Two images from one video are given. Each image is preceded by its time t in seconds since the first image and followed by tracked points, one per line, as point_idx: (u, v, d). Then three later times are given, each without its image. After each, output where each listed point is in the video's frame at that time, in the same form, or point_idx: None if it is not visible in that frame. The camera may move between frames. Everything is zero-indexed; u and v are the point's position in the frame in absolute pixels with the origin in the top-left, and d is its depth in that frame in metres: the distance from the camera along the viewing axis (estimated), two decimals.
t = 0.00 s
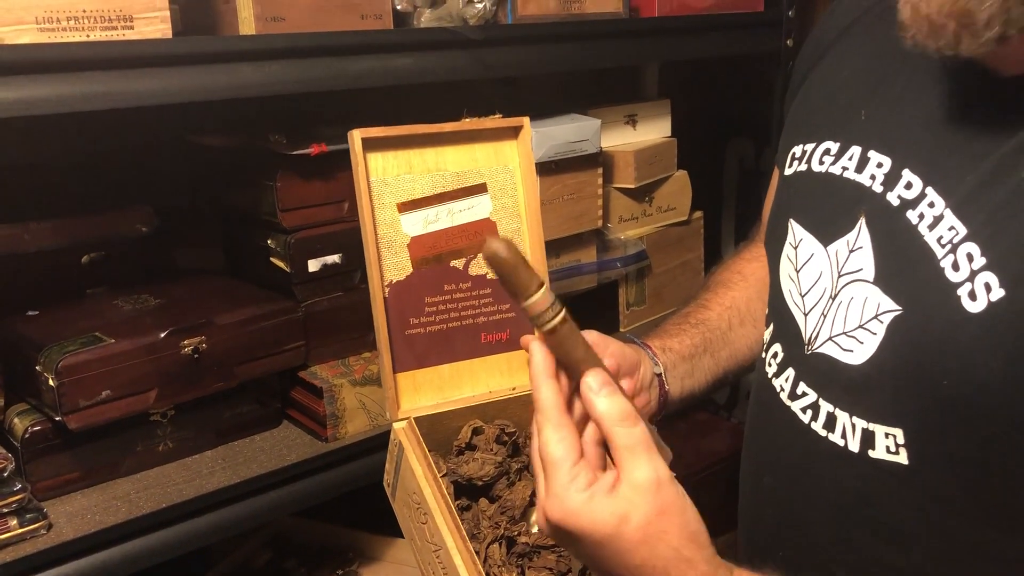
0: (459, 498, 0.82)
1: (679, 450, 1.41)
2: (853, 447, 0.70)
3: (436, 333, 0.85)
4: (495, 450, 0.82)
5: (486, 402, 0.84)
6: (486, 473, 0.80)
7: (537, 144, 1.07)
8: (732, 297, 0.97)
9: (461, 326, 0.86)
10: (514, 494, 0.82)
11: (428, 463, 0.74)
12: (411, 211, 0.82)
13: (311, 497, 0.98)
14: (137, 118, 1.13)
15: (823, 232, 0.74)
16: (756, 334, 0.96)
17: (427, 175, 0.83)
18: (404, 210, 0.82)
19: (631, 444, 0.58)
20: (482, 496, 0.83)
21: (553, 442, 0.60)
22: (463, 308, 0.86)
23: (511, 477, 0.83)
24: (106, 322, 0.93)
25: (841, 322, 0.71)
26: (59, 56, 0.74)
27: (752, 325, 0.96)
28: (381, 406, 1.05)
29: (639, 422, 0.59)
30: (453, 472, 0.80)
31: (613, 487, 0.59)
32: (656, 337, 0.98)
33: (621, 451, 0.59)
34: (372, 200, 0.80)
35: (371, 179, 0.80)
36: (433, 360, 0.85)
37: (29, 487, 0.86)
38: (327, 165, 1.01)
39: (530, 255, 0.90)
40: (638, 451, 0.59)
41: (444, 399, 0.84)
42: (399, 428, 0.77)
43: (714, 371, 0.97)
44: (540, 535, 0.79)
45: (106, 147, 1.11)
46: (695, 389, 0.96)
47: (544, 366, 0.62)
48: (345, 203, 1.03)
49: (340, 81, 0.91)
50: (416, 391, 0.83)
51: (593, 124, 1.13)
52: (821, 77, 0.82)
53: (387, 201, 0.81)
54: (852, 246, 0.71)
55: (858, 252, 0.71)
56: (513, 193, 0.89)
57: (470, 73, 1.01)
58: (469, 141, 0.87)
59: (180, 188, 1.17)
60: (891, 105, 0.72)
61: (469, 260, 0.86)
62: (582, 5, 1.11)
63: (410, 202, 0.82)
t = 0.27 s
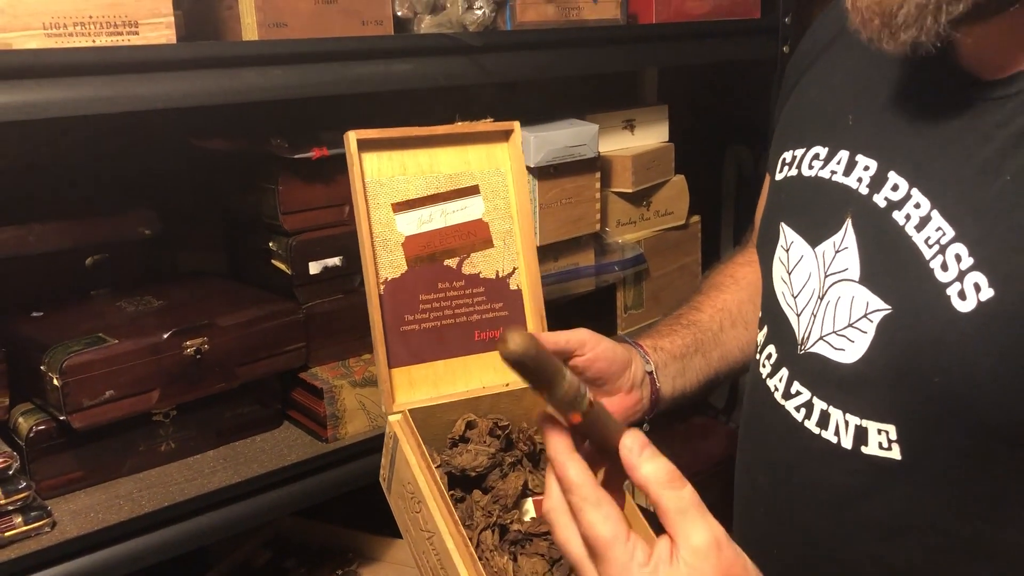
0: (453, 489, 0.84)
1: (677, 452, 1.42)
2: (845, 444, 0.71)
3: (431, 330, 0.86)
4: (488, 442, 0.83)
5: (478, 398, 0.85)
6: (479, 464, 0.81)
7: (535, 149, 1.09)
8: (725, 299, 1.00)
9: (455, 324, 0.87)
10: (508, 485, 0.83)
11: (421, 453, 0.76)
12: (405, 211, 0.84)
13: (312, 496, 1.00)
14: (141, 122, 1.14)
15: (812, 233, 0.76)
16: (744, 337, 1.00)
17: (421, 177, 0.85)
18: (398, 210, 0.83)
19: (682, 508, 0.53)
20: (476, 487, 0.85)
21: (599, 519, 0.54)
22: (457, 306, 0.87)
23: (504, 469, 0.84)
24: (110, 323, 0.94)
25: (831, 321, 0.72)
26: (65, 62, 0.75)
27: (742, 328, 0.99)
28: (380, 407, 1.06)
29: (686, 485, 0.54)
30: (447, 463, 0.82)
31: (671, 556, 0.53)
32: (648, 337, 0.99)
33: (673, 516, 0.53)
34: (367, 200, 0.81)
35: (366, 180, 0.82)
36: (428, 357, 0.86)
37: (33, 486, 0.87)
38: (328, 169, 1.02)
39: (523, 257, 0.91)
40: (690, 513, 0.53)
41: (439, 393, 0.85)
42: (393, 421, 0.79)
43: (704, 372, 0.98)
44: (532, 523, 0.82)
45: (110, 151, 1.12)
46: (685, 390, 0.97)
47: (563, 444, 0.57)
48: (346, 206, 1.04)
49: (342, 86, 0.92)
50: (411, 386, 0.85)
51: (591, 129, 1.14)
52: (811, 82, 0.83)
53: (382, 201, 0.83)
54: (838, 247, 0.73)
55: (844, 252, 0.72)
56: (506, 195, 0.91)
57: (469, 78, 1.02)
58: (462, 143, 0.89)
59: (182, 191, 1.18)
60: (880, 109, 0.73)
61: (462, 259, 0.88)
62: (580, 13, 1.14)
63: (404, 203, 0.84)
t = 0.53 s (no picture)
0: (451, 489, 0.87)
1: (673, 455, 1.44)
2: (835, 444, 0.73)
3: (430, 333, 0.88)
4: (485, 445, 0.85)
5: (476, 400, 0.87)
6: (476, 466, 0.84)
7: (532, 156, 1.11)
8: (718, 302, 1.01)
9: (454, 327, 0.89)
10: (504, 486, 0.85)
11: (420, 456, 0.77)
12: (406, 217, 0.86)
13: (312, 495, 1.01)
14: (146, 129, 1.16)
15: (803, 239, 0.77)
16: (740, 339, 1.01)
17: (420, 184, 0.87)
18: (398, 217, 0.85)
19: (671, 486, 0.54)
20: (473, 488, 0.87)
21: (589, 506, 0.55)
22: (456, 309, 0.89)
23: (501, 470, 0.87)
24: (115, 325, 0.96)
25: (821, 324, 0.74)
26: (74, 69, 0.77)
27: (736, 330, 1.00)
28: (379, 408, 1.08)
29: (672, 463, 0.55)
30: (445, 465, 0.84)
31: (663, 535, 0.54)
32: (643, 339, 1.02)
33: (662, 496, 0.54)
34: (367, 208, 0.83)
35: (367, 187, 0.84)
36: (427, 360, 0.88)
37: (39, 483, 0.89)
38: (329, 174, 1.04)
39: (520, 261, 0.93)
40: (679, 490, 0.54)
41: (438, 395, 0.87)
42: (393, 423, 0.81)
43: (698, 374, 1.00)
44: (527, 524, 0.84)
45: (116, 156, 1.14)
46: (680, 392, 0.99)
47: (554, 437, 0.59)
48: (347, 211, 1.06)
49: (343, 94, 0.95)
50: (410, 388, 0.87)
51: (588, 136, 1.16)
52: (802, 91, 0.85)
53: (382, 208, 0.85)
54: (829, 253, 0.74)
55: (834, 258, 0.74)
56: (503, 202, 0.92)
57: (468, 86, 1.04)
58: (462, 150, 0.90)
59: (187, 196, 1.20)
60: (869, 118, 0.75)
61: (460, 265, 0.90)
62: (578, 22, 1.16)
63: (404, 209, 0.85)
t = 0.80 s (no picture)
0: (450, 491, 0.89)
1: (666, 456, 1.46)
2: (812, 439, 0.76)
3: (423, 341, 0.85)
4: (482, 446, 0.87)
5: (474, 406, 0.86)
6: (473, 467, 0.85)
7: (527, 160, 1.14)
8: (708, 304, 1.04)
9: (447, 337, 0.86)
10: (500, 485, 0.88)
11: (419, 458, 0.77)
12: (397, 229, 0.84)
13: (309, 489, 1.04)
14: (151, 132, 1.19)
15: (784, 243, 0.80)
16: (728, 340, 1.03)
17: (411, 197, 0.85)
18: (390, 229, 0.83)
19: (626, 469, 0.62)
20: (471, 489, 0.89)
21: (547, 495, 0.61)
22: (448, 317, 0.86)
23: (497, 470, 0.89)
24: (120, 322, 0.99)
25: (801, 324, 0.77)
26: (82, 74, 0.80)
27: (726, 331, 1.03)
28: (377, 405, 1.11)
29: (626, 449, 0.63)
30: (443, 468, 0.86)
31: (620, 514, 0.61)
32: (634, 342, 1.04)
33: (620, 477, 0.61)
34: (360, 220, 0.81)
35: (358, 201, 0.82)
36: (420, 368, 0.85)
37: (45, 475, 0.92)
38: (329, 177, 1.07)
39: (510, 266, 0.91)
40: (635, 473, 0.62)
41: (435, 402, 0.85)
42: (393, 427, 0.80)
43: (689, 375, 1.03)
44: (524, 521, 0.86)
45: (122, 159, 1.17)
46: (671, 392, 1.01)
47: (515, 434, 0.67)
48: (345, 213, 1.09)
49: (342, 99, 0.98)
50: (407, 394, 0.84)
51: (582, 142, 1.19)
52: (785, 100, 0.88)
53: (374, 221, 0.82)
54: (808, 256, 0.77)
55: (812, 261, 0.76)
56: (493, 211, 0.90)
57: (464, 92, 1.07)
58: (449, 160, 0.88)
59: (190, 198, 1.23)
60: (848, 126, 0.78)
61: (453, 274, 0.87)
62: (572, 31, 1.19)
63: (395, 221, 0.83)
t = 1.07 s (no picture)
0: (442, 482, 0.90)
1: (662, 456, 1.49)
2: (787, 434, 0.79)
3: (419, 336, 0.94)
4: (472, 438, 0.90)
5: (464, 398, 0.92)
6: (463, 457, 0.88)
7: (525, 164, 1.17)
8: (697, 305, 1.07)
9: (443, 330, 0.95)
10: (490, 476, 0.89)
11: (411, 449, 0.82)
12: (395, 229, 0.92)
13: (309, 481, 1.07)
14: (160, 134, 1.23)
15: (765, 245, 0.83)
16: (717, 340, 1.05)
17: (408, 198, 0.93)
18: (388, 229, 0.91)
19: (651, 426, 0.60)
20: (462, 479, 0.90)
21: (576, 435, 0.60)
22: (444, 315, 0.95)
23: (487, 461, 0.90)
24: (128, 316, 1.02)
25: (779, 323, 0.80)
26: (96, 77, 0.84)
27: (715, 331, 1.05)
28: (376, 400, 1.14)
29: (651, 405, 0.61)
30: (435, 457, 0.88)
31: (640, 467, 0.60)
32: (625, 340, 1.07)
33: (643, 433, 0.60)
34: (360, 220, 0.90)
35: (358, 202, 0.90)
36: (417, 361, 0.93)
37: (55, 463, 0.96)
38: (332, 179, 1.11)
39: (504, 265, 0.98)
40: (658, 431, 0.60)
41: (428, 394, 0.93)
42: (388, 421, 0.85)
43: (677, 373, 1.05)
44: (512, 511, 0.85)
45: (132, 160, 1.21)
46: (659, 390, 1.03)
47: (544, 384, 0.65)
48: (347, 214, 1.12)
49: (345, 103, 1.01)
50: (403, 387, 0.92)
51: (579, 147, 1.22)
52: (771, 106, 0.91)
53: (374, 221, 0.91)
54: (786, 257, 0.80)
55: (790, 262, 0.80)
56: (487, 212, 0.98)
57: (464, 98, 1.10)
58: (446, 168, 0.97)
59: (198, 199, 1.27)
60: (826, 133, 0.81)
61: (448, 271, 0.96)
62: (570, 39, 1.23)
63: (393, 222, 0.92)
